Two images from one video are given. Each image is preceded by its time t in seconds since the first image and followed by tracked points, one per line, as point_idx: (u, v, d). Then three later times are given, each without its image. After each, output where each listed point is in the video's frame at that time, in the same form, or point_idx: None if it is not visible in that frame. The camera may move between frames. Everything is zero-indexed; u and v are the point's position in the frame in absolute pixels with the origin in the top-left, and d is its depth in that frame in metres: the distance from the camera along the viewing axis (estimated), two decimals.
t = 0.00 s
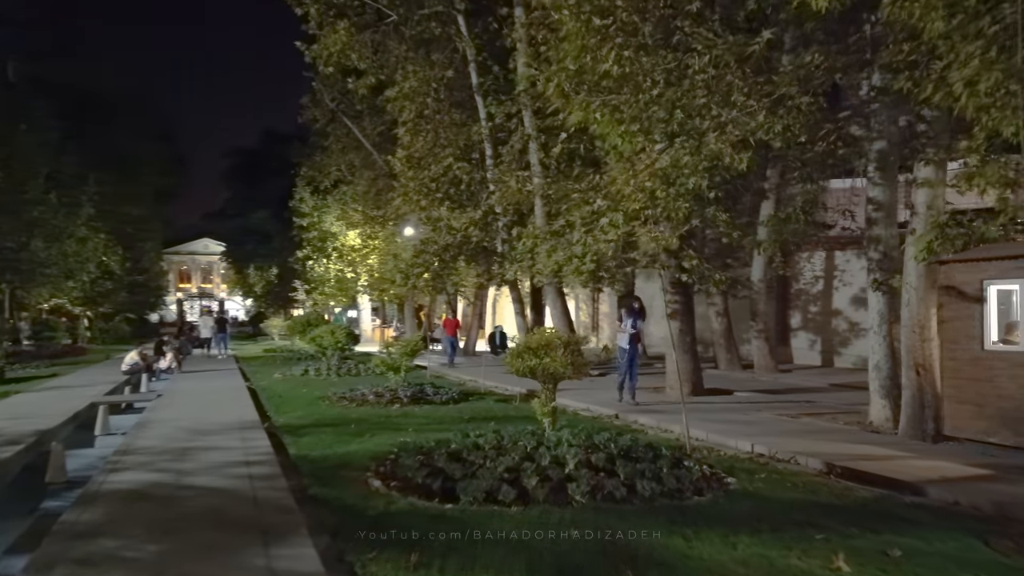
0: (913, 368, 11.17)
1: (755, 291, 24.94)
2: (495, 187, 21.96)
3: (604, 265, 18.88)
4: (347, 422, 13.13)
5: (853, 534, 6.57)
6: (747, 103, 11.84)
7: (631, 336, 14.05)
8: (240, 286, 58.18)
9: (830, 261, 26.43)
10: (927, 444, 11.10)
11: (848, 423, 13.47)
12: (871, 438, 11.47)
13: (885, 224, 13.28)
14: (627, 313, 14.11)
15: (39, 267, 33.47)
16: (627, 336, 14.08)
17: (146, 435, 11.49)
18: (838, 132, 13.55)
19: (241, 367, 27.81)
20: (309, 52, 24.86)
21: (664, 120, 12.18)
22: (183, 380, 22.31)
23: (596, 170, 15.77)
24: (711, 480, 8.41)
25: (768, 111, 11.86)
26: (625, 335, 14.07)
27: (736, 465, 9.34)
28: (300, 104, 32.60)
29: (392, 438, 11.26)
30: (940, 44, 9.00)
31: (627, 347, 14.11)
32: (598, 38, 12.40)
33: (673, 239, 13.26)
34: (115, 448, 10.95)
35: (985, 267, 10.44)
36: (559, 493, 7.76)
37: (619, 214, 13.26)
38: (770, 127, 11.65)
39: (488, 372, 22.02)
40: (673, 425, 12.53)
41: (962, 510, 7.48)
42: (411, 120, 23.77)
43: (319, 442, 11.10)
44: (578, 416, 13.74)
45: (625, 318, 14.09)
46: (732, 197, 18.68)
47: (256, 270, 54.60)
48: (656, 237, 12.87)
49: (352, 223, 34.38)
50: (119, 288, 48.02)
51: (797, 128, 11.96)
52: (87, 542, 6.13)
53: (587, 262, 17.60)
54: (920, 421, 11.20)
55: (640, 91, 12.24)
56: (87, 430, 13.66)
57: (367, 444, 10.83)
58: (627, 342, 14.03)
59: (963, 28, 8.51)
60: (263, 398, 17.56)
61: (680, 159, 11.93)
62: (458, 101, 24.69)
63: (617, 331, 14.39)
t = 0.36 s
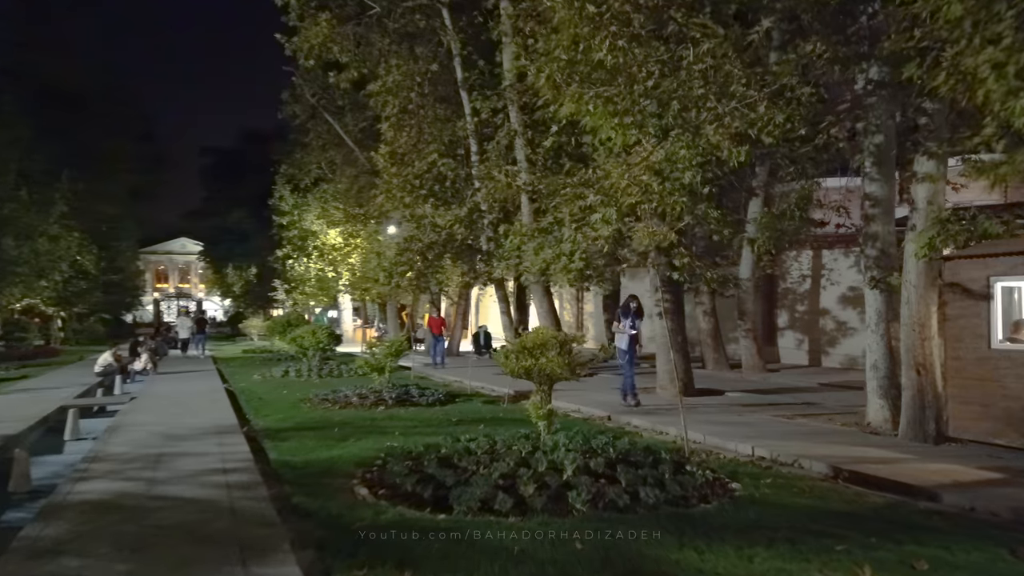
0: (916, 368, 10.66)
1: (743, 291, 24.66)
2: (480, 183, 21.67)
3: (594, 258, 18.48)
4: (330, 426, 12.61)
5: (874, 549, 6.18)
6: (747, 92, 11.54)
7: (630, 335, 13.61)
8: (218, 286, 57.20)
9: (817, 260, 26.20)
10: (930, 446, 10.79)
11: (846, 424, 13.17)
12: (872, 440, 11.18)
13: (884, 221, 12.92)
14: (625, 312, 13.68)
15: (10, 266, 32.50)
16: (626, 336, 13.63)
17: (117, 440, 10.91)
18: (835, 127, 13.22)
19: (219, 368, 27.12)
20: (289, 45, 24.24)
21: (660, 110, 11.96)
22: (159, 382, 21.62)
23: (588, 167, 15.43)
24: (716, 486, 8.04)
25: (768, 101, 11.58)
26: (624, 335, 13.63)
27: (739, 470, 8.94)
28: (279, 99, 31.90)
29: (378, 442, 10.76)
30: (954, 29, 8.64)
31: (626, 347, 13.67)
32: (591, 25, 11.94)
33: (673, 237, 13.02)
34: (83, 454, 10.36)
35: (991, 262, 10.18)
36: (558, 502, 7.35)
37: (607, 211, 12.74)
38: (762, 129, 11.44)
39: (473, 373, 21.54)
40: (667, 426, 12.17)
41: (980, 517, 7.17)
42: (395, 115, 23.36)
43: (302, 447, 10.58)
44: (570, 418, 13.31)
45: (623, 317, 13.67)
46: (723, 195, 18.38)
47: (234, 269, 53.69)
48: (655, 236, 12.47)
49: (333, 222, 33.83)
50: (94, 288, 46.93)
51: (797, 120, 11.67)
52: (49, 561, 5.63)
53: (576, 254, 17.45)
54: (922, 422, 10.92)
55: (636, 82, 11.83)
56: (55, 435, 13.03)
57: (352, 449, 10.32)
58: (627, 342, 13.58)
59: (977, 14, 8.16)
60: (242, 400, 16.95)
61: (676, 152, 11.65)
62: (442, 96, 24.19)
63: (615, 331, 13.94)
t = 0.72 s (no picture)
0: (922, 370, 11.16)
1: (735, 290, 24.36)
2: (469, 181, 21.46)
3: (588, 255, 18.02)
4: (318, 431, 12.12)
5: (905, 567, 5.81)
6: (753, 83, 11.12)
7: (638, 340, 13.24)
8: (201, 285, 56.31)
9: (810, 260, 25.97)
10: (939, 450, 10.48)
11: (848, 426, 12.86)
12: (879, 443, 10.87)
13: (888, 218, 12.59)
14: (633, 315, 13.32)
15: None
16: (635, 340, 13.27)
17: (92, 447, 10.36)
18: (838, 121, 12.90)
19: (202, 369, 26.50)
20: (275, 38, 23.77)
21: (662, 102, 11.61)
22: (139, 383, 20.99)
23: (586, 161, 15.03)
24: (727, 494, 7.66)
25: (776, 92, 11.15)
26: (632, 339, 13.26)
27: (748, 477, 8.57)
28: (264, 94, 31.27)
29: (369, 448, 10.29)
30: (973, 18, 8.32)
31: (635, 352, 13.30)
32: (591, 14, 11.60)
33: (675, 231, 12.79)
34: (56, 462, 9.81)
35: (1004, 261, 9.87)
36: (565, 514, 6.98)
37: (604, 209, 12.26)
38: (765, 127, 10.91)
39: (462, 374, 21.10)
40: (668, 430, 11.80)
41: (1006, 529, 6.85)
42: (383, 110, 22.82)
43: (289, 454, 10.11)
44: (566, 421, 12.90)
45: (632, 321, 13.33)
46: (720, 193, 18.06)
47: (218, 268, 52.88)
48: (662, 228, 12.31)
49: (318, 220, 33.59)
50: (73, 287, 46.01)
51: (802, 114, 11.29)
52: None
53: (570, 247, 17.01)
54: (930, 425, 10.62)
55: (637, 74, 11.51)
56: (29, 441, 12.46)
57: (343, 455, 9.85)
58: (635, 347, 13.22)
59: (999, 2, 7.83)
60: (225, 403, 16.40)
61: (680, 145, 11.20)
62: (431, 91, 23.79)
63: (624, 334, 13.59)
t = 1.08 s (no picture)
0: (935, 371, 10.81)
1: (731, 289, 24.01)
2: (461, 179, 21.47)
3: (584, 252, 17.70)
4: (309, 436, 11.60)
5: None
6: (765, 72, 10.71)
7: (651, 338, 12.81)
8: (185, 285, 55.40)
9: (805, 258, 25.64)
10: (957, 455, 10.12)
11: (856, 429, 12.50)
12: (892, 448, 10.52)
13: (897, 215, 12.25)
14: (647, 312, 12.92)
15: None
16: (647, 338, 12.81)
17: (71, 455, 9.80)
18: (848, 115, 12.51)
19: (186, 370, 25.89)
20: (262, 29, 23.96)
21: (668, 94, 11.33)
22: (121, 386, 20.36)
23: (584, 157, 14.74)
24: (746, 505, 7.25)
25: (789, 83, 10.75)
26: (644, 337, 12.82)
27: (764, 486, 8.19)
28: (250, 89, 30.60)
29: (364, 455, 9.82)
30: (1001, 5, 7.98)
31: (647, 350, 12.80)
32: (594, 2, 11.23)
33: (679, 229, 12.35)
34: (31, 472, 9.25)
35: None
36: (578, 528, 6.54)
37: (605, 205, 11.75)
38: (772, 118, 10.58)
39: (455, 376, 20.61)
40: (673, 434, 11.32)
41: None
42: (373, 106, 22.38)
43: (279, 461, 9.59)
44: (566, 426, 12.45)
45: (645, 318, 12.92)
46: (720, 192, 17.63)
47: (202, 268, 52.08)
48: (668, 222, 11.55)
49: (305, 219, 33.08)
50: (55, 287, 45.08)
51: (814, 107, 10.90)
52: None
53: (569, 242, 16.41)
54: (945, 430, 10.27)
55: (641, 64, 11.17)
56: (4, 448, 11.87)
57: (336, 463, 9.34)
58: (647, 345, 12.77)
59: None
60: (210, 406, 15.81)
61: (688, 138, 10.77)
62: (423, 86, 23.35)
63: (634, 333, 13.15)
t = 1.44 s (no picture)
0: (948, 372, 10.50)
1: (728, 289, 23.66)
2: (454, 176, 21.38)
3: (580, 250, 17.31)
4: (300, 442, 11.12)
5: None
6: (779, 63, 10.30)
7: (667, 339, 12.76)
8: (171, 285, 54.62)
9: (801, 258, 25.12)
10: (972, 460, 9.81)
11: (865, 432, 12.18)
12: (905, 452, 10.19)
13: (906, 212, 11.92)
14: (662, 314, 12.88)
15: None
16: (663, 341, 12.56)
17: (48, 462, 9.29)
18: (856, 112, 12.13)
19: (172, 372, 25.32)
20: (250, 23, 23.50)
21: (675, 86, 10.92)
22: (104, 388, 19.79)
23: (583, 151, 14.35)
24: (767, 516, 6.88)
25: (804, 73, 10.34)
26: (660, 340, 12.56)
27: (781, 496, 7.79)
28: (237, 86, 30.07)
29: (358, 461, 9.38)
30: None
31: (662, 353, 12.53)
32: None
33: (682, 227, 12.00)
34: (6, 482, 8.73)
35: None
36: (591, 542, 6.17)
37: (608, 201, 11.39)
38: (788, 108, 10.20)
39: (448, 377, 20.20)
40: (678, 438, 10.95)
41: None
42: (364, 101, 21.90)
43: (269, 469, 9.12)
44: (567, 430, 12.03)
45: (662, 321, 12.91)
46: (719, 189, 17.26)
47: (189, 267, 51.34)
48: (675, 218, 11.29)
49: (294, 217, 32.55)
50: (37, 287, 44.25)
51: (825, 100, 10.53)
52: None
53: (565, 240, 15.99)
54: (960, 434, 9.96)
55: (646, 55, 10.79)
56: None
57: (329, 471, 8.88)
58: (662, 347, 12.84)
59: None
60: (197, 410, 15.29)
61: (696, 132, 10.41)
62: (415, 82, 22.89)
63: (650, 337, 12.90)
